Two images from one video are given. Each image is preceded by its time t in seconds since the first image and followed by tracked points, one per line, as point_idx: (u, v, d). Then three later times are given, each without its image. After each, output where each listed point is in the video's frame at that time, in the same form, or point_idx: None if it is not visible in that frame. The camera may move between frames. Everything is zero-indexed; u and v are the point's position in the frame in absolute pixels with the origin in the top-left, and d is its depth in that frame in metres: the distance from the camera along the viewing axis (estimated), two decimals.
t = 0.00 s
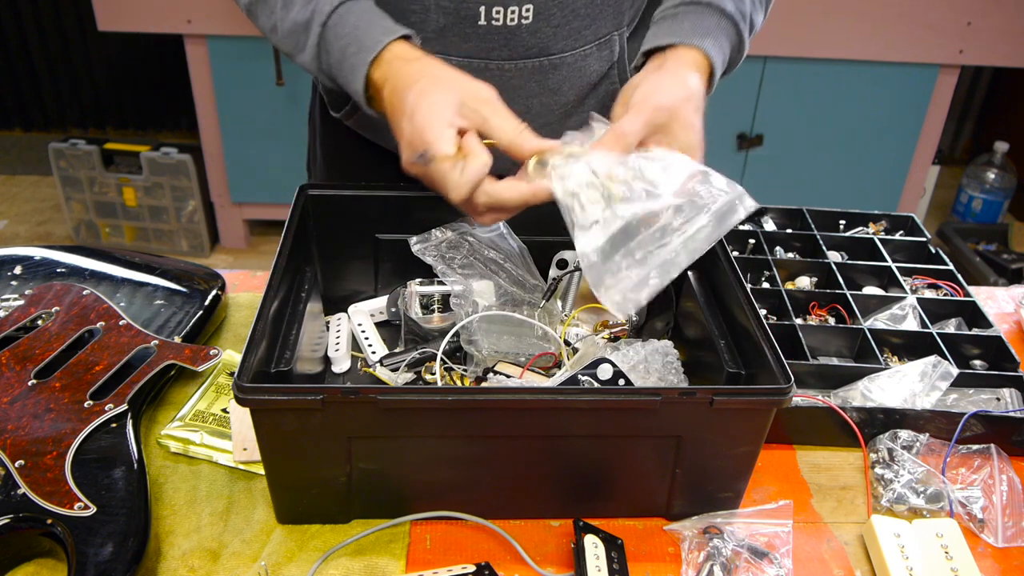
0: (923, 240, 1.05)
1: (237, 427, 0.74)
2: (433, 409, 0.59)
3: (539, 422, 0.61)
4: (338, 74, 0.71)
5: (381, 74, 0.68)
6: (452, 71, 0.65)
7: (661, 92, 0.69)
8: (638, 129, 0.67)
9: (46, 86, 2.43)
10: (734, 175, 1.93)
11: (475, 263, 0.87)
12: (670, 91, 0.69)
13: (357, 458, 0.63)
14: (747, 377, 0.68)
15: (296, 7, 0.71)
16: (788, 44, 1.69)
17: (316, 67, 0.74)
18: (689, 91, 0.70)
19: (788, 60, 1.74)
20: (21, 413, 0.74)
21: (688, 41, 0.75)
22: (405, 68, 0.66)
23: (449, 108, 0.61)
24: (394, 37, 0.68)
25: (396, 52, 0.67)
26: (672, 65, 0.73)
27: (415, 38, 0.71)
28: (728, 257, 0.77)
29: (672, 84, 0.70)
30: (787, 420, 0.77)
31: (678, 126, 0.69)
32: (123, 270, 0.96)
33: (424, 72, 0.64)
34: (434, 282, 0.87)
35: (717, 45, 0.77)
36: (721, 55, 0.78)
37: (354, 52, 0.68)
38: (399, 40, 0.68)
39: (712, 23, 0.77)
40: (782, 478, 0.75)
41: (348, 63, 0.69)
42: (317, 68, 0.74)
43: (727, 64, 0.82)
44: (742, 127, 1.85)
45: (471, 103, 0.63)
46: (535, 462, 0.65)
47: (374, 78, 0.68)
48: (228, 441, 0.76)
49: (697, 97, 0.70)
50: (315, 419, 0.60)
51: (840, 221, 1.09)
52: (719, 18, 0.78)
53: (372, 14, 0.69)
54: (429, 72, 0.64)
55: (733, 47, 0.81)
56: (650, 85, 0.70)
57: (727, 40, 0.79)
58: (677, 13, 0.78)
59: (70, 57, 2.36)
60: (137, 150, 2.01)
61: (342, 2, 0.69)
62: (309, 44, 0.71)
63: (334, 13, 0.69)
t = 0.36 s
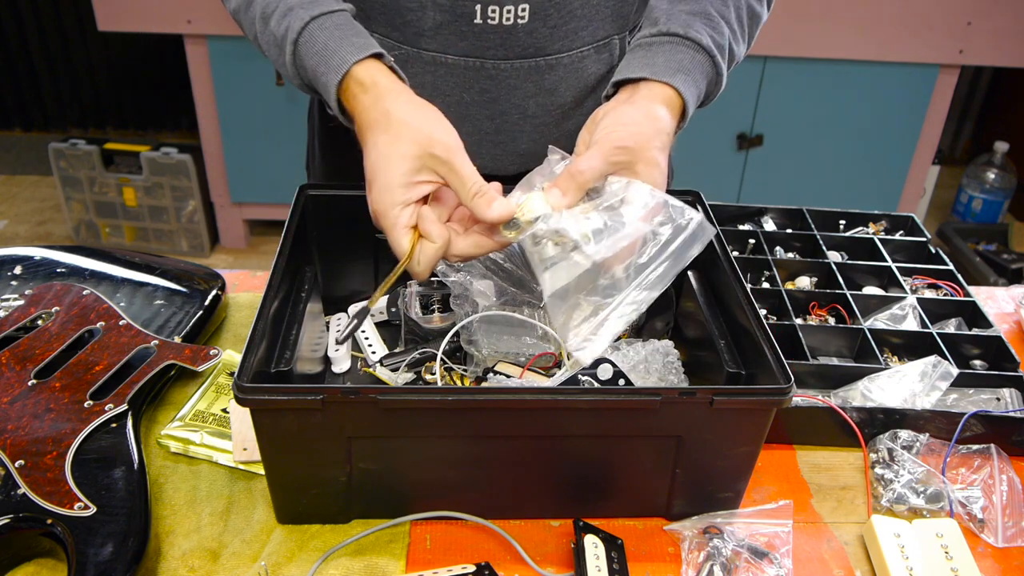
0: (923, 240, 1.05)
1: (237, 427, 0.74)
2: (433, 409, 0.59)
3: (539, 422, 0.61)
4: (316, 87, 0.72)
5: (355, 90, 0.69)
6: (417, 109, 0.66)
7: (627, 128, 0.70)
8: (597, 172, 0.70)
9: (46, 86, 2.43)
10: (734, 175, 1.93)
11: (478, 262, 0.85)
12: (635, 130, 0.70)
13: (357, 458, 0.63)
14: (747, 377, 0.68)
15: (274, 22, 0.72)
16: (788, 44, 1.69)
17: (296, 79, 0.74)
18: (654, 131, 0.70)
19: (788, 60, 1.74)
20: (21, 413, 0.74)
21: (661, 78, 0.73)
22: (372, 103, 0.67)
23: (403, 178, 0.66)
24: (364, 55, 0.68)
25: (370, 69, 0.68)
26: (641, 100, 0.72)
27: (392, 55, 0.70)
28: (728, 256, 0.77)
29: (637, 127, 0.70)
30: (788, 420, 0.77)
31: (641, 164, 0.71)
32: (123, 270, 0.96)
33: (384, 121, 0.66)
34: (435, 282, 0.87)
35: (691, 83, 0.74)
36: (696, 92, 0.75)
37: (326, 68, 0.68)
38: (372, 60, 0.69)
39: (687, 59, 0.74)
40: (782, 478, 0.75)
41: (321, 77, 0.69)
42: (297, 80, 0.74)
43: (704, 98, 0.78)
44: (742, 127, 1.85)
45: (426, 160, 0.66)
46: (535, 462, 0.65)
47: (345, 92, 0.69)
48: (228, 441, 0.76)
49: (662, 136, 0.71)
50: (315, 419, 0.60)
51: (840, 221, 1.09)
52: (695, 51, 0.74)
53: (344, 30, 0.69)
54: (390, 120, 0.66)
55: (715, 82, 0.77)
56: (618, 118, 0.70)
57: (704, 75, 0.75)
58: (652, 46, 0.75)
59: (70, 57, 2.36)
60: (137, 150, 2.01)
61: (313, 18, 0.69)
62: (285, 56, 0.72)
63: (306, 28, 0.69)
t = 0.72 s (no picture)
0: (923, 240, 1.05)
1: (237, 427, 0.74)
2: (433, 409, 0.59)
3: (539, 422, 0.61)
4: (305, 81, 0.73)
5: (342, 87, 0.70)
6: (405, 110, 0.67)
7: (622, 122, 0.69)
8: (592, 164, 0.68)
9: (46, 86, 2.43)
10: (734, 175, 1.93)
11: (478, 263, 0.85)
12: (630, 122, 0.69)
13: (357, 458, 0.63)
14: (747, 377, 0.68)
15: (263, 16, 0.74)
16: (787, 44, 1.69)
17: (283, 73, 0.75)
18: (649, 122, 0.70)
19: (787, 60, 1.74)
20: (21, 413, 0.74)
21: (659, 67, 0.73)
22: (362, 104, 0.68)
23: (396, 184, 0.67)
24: (351, 47, 0.70)
25: (354, 64, 0.69)
26: (638, 92, 0.72)
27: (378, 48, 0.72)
28: (728, 256, 0.77)
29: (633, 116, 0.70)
30: (788, 420, 0.77)
31: (633, 159, 0.71)
32: (123, 270, 0.96)
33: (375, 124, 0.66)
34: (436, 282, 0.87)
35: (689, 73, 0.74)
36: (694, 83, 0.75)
37: (315, 60, 0.70)
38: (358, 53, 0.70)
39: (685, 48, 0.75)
40: (782, 478, 0.75)
41: (309, 69, 0.70)
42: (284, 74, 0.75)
43: (702, 91, 0.79)
44: (742, 127, 1.85)
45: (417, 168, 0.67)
46: (534, 462, 0.65)
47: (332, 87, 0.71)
48: (228, 441, 0.76)
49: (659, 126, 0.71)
50: (315, 419, 0.60)
51: (840, 221, 1.09)
52: (692, 41, 0.75)
53: (331, 23, 0.71)
54: (377, 123, 0.66)
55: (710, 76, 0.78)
56: (612, 112, 0.70)
57: (702, 65, 0.76)
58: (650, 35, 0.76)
59: (69, 57, 2.36)
60: (137, 150, 2.01)
61: (301, 12, 0.71)
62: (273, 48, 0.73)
63: (294, 22, 0.71)
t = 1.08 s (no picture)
0: (923, 240, 1.05)
1: (237, 427, 0.74)
2: (433, 409, 0.59)
3: (539, 422, 0.61)
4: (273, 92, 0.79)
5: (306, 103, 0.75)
6: (351, 119, 0.71)
7: (641, 101, 0.76)
8: (611, 143, 0.75)
9: (46, 86, 2.43)
10: (734, 175, 1.93)
11: (477, 264, 0.86)
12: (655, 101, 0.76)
13: (357, 458, 0.63)
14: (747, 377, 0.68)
15: (243, 26, 0.81)
16: (787, 44, 1.69)
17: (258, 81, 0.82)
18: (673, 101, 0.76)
19: (787, 60, 1.74)
20: (21, 413, 0.74)
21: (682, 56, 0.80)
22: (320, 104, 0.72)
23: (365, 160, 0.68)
24: (310, 68, 0.75)
25: (314, 80, 0.75)
26: (662, 77, 0.78)
27: (344, 66, 0.77)
28: (728, 257, 0.77)
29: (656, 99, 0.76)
30: (788, 420, 0.77)
31: (660, 129, 0.76)
32: (123, 270, 0.96)
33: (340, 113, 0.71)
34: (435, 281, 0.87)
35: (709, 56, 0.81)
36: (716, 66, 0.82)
37: (277, 77, 0.76)
38: (324, 70, 0.75)
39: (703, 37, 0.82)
40: (782, 478, 0.75)
41: (273, 85, 0.77)
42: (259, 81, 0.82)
43: (727, 71, 0.86)
44: (742, 127, 1.85)
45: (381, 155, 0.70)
46: (534, 463, 0.65)
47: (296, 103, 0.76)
48: (228, 441, 0.76)
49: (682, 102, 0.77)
50: (315, 419, 0.60)
51: (840, 221, 1.09)
52: (709, 26, 0.82)
53: (298, 41, 0.76)
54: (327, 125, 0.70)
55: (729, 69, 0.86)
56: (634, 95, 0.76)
57: (722, 47, 0.83)
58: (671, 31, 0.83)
59: (69, 56, 2.36)
60: (137, 150, 2.01)
61: (272, 27, 0.77)
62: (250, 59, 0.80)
63: (266, 36, 0.78)
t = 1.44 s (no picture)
0: (923, 240, 1.05)
1: (237, 427, 0.74)
2: (433, 409, 0.59)
3: (540, 422, 0.61)
4: (293, 67, 0.77)
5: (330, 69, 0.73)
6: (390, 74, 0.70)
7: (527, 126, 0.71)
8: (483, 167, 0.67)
9: (46, 86, 2.43)
10: (734, 175, 1.93)
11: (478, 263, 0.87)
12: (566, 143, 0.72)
13: (357, 458, 0.63)
14: (747, 377, 0.68)
15: (259, 9, 0.79)
16: (788, 44, 1.69)
17: (278, 65, 0.80)
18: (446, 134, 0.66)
19: (788, 60, 1.74)
20: (21, 413, 0.74)
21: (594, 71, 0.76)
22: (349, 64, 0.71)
23: (420, 118, 0.66)
24: (341, 32, 0.74)
25: (342, 45, 0.74)
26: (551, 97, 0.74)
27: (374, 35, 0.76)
28: (728, 256, 0.77)
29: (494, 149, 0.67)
30: (788, 420, 0.77)
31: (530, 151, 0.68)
32: (123, 270, 0.96)
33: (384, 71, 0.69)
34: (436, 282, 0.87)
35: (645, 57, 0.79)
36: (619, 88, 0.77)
37: (302, 45, 0.74)
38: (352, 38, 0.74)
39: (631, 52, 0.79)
40: (782, 478, 0.75)
41: (296, 54, 0.75)
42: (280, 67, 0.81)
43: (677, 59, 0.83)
44: (742, 127, 1.85)
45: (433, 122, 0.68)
46: (534, 463, 0.65)
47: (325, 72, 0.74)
48: (228, 441, 0.76)
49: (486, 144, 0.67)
50: (315, 419, 0.60)
51: (840, 221, 1.09)
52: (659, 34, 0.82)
53: (323, 11, 0.75)
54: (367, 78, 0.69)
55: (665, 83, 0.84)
56: (525, 122, 0.71)
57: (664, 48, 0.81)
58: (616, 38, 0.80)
59: (70, 56, 2.36)
60: (137, 150, 2.01)
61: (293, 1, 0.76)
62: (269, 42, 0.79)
63: (288, 11, 0.76)
